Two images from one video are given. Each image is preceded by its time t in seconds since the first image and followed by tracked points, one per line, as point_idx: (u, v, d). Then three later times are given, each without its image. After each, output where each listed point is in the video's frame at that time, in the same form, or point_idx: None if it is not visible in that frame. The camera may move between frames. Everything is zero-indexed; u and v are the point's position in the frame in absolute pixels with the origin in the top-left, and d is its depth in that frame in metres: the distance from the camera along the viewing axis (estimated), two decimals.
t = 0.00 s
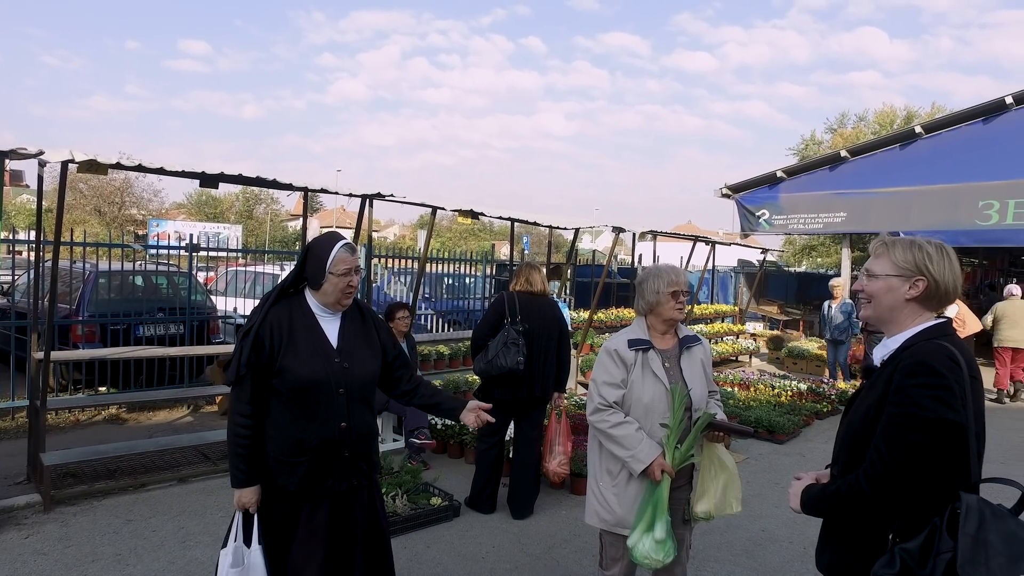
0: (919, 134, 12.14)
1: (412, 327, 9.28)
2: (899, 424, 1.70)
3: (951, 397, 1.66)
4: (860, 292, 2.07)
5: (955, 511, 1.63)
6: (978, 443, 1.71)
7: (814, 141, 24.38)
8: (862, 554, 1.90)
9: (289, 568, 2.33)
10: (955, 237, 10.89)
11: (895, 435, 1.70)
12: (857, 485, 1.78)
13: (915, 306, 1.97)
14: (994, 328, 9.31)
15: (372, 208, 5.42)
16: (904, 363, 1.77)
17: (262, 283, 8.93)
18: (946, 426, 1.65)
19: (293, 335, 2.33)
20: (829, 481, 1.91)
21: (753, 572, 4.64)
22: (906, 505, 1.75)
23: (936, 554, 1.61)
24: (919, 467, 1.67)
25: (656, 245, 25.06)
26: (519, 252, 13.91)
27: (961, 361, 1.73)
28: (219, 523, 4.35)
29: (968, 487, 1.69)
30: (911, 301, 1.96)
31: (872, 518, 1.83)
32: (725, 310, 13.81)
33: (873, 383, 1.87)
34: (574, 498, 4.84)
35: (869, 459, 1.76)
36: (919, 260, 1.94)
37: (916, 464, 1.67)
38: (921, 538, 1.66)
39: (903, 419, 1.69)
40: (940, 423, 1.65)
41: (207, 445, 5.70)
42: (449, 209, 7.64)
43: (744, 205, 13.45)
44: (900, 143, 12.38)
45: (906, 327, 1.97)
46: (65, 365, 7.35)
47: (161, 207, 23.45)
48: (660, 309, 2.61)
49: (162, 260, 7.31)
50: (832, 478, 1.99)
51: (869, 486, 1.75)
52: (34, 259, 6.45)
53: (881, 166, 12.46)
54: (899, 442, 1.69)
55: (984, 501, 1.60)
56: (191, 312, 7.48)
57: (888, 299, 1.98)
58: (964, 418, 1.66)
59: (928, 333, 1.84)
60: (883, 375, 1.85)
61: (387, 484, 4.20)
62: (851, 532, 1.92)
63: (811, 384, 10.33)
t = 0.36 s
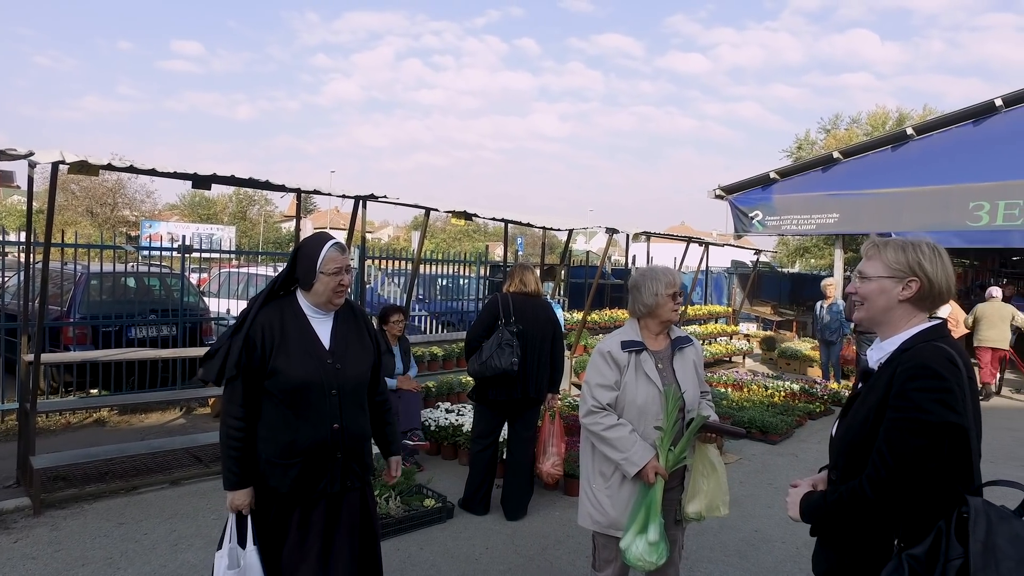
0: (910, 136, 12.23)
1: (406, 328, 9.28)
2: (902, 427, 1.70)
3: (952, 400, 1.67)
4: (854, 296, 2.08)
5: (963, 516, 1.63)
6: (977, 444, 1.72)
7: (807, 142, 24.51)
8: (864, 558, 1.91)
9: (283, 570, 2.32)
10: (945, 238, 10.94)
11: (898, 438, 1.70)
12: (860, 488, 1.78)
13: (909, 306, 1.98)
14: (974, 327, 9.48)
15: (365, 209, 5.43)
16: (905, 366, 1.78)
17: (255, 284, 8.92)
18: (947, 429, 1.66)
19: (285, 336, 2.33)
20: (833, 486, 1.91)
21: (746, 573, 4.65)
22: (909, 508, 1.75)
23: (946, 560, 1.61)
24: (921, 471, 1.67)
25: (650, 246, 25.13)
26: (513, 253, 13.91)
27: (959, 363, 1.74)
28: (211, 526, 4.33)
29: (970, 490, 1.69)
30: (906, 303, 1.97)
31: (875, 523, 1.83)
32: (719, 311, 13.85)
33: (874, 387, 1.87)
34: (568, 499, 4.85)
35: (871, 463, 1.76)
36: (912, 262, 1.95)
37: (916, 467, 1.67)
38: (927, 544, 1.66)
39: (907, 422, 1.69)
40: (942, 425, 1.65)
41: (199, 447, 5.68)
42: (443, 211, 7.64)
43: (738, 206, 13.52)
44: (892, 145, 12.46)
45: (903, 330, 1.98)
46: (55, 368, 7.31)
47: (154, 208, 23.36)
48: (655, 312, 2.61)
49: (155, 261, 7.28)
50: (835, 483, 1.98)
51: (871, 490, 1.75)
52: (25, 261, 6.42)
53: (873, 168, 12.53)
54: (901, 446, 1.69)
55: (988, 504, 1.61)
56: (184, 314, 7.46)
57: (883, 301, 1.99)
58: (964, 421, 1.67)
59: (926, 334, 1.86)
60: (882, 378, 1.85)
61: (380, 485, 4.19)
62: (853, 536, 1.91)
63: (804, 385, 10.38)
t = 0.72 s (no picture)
0: (901, 137, 12.32)
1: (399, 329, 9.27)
2: (899, 415, 1.71)
3: (943, 384, 1.70)
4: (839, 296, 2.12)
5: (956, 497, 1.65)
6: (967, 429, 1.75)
7: (800, 144, 24.63)
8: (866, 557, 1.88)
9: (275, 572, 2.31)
10: (934, 238, 11.00)
11: (896, 426, 1.71)
12: (860, 482, 1.77)
13: (885, 303, 1.98)
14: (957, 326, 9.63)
15: (357, 210, 5.42)
16: (895, 356, 1.80)
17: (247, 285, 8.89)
18: (941, 414, 1.68)
19: (276, 337, 2.31)
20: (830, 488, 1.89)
21: (737, 572, 4.66)
22: (911, 498, 1.74)
23: (940, 539, 1.63)
24: (920, 458, 1.68)
25: (643, 247, 25.19)
26: (506, 253, 13.91)
27: (947, 351, 1.77)
28: (201, 528, 4.30)
29: (962, 473, 1.71)
30: (878, 302, 1.99)
31: (876, 516, 1.80)
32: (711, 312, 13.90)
33: (865, 381, 1.88)
34: (560, 500, 4.84)
35: (870, 454, 1.76)
36: (881, 261, 1.98)
37: (915, 453, 1.68)
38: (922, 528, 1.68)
39: (903, 408, 1.70)
40: (935, 409, 1.68)
41: (190, 449, 5.65)
42: (436, 211, 7.65)
43: (730, 206, 13.58)
44: (883, 146, 12.54)
45: (876, 328, 2.00)
46: (44, 369, 7.26)
47: (146, 209, 23.27)
48: (646, 311, 2.61)
49: (146, 261, 7.23)
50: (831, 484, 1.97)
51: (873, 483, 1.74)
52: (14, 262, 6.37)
53: (864, 169, 12.60)
54: (900, 434, 1.69)
55: (981, 485, 1.62)
56: (175, 315, 7.42)
57: (857, 299, 2.03)
58: (955, 405, 1.70)
59: (905, 333, 1.85)
60: (874, 372, 1.86)
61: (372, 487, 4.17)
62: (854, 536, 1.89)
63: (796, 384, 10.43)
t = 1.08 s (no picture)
0: (892, 138, 12.42)
1: (392, 330, 9.27)
2: (907, 404, 1.74)
3: (943, 375, 1.76)
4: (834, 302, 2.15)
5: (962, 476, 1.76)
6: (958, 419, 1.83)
7: (791, 145, 24.79)
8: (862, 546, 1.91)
9: None
10: (924, 238, 11.07)
11: (906, 417, 1.73)
12: (866, 471, 1.80)
13: (879, 306, 2.00)
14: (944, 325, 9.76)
15: (350, 210, 5.41)
16: (897, 349, 1.84)
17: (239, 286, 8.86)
18: (945, 402, 1.73)
19: (265, 338, 2.30)
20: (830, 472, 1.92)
21: (730, 572, 4.67)
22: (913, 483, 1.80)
23: (946, 515, 1.73)
24: (928, 447, 1.72)
25: (636, 248, 25.26)
26: (500, 254, 13.91)
27: (943, 344, 1.84)
28: (193, 530, 4.28)
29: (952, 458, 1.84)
30: (873, 304, 2.01)
31: (876, 496, 1.86)
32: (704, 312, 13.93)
33: (868, 373, 1.91)
34: (553, 500, 4.85)
35: (879, 443, 1.78)
36: (871, 265, 2.01)
37: (924, 444, 1.71)
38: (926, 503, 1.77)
39: (914, 399, 1.73)
40: (942, 399, 1.73)
41: (181, 450, 5.62)
42: (429, 212, 7.63)
43: (723, 207, 13.65)
44: (874, 147, 12.64)
45: (875, 332, 2.02)
46: (34, 370, 7.21)
47: (137, 209, 23.15)
48: (631, 312, 2.60)
49: (137, 262, 7.19)
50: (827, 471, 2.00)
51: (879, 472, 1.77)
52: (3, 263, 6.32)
53: (856, 170, 12.68)
54: (911, 421, 1.72)
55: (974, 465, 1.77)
56: (166, 315, 7.38)
57: (851, 304, 2.05)
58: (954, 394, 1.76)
59: (910, 331, 1.87)
60: (875, 366, 1.89)
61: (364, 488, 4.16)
62: (849, 521, 1.93)
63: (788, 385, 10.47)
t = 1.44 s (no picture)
0: (885, 139, 12.49)
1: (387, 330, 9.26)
2: (930, 392, 2.01)
3: (955, 365, 2.06)
4: (841, 301, 2.43)
5: (988, 454, 2.09)
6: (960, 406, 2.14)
7: (786, 146, 24.88)
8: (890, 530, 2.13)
9: None
10: (917, 238, 11.13)
11: (927, 404, 2.01)
12: (896, 458, 2.03)
13: (885, 305, 2.30)
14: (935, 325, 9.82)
15: (344, 211, 5.40)
16: (911, 345, 2.13)
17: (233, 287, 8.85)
18: (958, 388, 2.03)
19: (254, 337, 2.29)
20: (857, 463, 2.15)
21: (726, 573, 4.66)
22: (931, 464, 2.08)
23: (978, 493, 2.04)
24: (948, 428, 1.99)
25: (631, 248, 25.29)
26: (495, 255, 13.90)
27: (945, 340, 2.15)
28: (187, 533, 4.26)
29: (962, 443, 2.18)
30: (880, 303, 2.30)
31: (905, 482, 2.10)
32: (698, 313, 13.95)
33: (883, 370, 2.19)
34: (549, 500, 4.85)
35: (907, 429, 2.03)
36: (878, 269, 2.30)
37: (945, 427, 1.99)
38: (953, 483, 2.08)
39: (932, 387, 2.02)
40: (956, 387, 2.01)
41: (175, 452, 5.60)
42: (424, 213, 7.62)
43: (718, 208, 13.70)
44: (867, 148, 12.71)
45: (880, 328, 2.32)
46: (26, 372, 7.16)
47: (130, 210, 23.03)
48: (612, 313, 2.59)
49: (130, 263, 7.16)
50: (851, 465, 2.23)
51: (908, 457, 2.02)
52: None
53: (850, 171, 12.74)
54: (935, 406, 2.00)
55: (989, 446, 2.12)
56: (160, 317, 7.35)
57: (861, 303, 2.33)
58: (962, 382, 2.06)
59: (917, 326, 2.19)
60: (891, 362, 2.17)
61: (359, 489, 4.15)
62: (875, 509, 2.16)
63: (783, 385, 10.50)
